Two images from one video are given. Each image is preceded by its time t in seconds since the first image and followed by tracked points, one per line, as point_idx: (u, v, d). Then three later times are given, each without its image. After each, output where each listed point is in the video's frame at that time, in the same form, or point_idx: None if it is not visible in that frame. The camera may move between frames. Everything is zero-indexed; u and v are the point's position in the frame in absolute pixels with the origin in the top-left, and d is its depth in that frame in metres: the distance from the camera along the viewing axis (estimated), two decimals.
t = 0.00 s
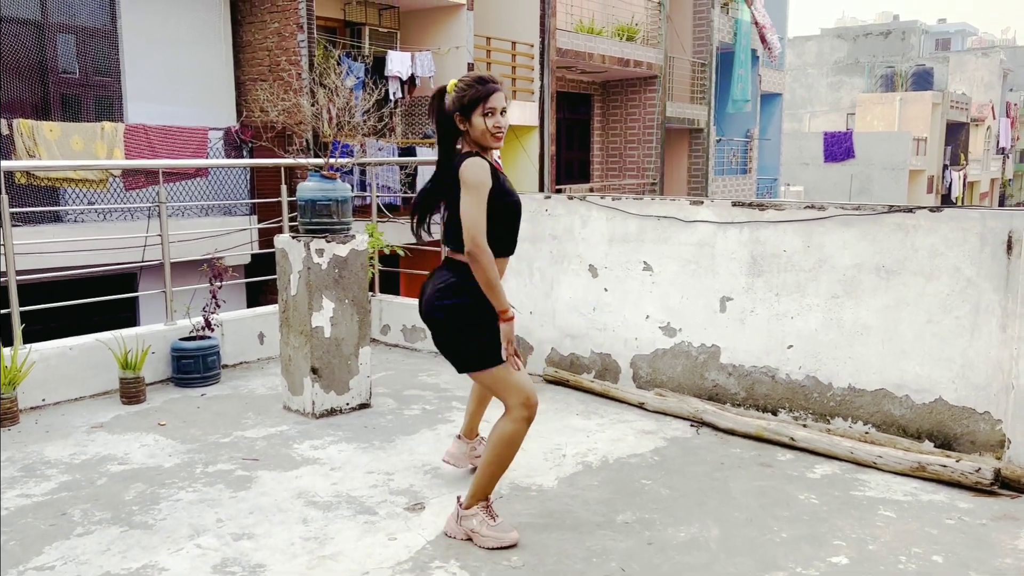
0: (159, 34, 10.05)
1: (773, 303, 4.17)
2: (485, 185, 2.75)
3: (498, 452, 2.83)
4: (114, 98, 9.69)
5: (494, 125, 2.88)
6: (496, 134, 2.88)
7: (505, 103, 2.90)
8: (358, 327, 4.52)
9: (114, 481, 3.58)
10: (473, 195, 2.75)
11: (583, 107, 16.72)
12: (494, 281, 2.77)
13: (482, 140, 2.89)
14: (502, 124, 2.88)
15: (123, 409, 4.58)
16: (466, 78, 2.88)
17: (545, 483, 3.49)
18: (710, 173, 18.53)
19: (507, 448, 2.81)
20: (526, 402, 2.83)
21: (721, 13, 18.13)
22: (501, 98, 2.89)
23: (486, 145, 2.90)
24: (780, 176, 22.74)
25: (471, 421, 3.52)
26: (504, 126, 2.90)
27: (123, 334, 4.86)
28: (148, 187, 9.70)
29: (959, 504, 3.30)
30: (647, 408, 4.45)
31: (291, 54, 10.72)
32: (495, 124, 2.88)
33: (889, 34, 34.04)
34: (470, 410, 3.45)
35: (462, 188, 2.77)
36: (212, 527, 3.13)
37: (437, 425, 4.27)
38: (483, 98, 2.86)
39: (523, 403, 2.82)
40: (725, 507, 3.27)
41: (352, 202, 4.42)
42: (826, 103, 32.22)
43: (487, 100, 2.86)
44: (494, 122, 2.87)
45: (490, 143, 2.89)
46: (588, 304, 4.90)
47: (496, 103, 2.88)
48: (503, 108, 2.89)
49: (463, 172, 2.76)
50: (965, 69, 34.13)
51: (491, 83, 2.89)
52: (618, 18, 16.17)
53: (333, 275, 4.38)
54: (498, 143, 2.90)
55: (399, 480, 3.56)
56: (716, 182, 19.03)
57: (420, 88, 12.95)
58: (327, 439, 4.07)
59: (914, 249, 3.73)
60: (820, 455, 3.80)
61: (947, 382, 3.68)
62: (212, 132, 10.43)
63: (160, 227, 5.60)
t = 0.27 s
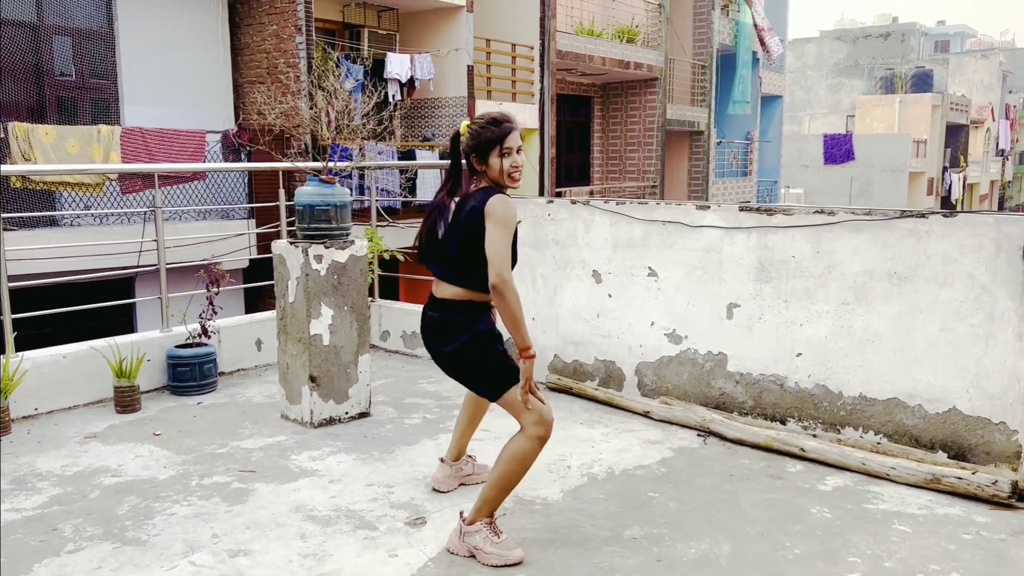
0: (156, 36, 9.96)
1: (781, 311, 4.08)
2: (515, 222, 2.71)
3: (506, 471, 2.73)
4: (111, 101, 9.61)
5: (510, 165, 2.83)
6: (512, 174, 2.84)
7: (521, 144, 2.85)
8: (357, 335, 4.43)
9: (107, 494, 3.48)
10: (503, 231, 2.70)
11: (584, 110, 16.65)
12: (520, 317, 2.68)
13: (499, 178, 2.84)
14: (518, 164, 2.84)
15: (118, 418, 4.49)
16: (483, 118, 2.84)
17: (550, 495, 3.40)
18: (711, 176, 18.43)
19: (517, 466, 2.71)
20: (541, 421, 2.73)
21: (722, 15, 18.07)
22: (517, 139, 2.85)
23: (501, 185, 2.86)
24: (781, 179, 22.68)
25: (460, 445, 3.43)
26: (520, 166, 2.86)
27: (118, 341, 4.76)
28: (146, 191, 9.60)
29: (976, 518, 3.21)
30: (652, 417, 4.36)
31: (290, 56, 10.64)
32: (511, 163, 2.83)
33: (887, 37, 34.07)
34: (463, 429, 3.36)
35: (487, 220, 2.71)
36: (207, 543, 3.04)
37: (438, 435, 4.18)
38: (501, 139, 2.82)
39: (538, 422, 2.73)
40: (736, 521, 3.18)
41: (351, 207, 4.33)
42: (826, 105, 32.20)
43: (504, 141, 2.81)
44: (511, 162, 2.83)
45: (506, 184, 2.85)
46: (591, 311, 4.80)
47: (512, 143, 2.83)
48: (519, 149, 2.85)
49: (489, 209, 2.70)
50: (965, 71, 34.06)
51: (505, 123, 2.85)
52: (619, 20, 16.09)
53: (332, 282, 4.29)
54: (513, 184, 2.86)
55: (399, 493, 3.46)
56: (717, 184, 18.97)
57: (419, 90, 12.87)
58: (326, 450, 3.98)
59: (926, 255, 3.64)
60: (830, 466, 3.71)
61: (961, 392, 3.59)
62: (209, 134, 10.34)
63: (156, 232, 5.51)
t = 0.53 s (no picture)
0: (153, 36, 9.85)
1: (793, 314, 3.98)
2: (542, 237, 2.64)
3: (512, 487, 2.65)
4: (107, 101, 9.52)
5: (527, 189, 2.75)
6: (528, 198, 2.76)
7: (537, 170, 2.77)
8: (358, 339, 4.32)
9: (100, 505, 3.38)
10: (531, 248, 2.63)
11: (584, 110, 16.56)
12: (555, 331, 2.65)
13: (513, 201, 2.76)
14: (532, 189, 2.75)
15: (112, 425, 4.38)
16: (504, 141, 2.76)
17: (556, 506, 3.29)
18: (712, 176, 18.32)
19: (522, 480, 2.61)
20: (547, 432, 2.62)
21: (723, 15, 17.97)
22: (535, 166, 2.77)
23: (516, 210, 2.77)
24: (782, 179, 22.59)
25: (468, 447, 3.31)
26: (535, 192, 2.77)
27: (112, 346, 4.66)
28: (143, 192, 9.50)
29: (998, 529, 3.11)
30: (659, 423, 4.26)
31: (289, 56, 10.54)
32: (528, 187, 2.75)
33: (887, 36, 33.97)
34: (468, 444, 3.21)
35: (514, 242, 2.64)
36: (203, 557, 2.93)
37: (441, 442, 4.07)
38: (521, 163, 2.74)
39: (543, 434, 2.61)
40: (750, 533, 3.08)
41: (351, 209, 4.23)
42: (826, 106, 32.13)
43: (522, 167, 2.73)
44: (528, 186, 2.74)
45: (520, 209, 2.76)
46: (596, 314, 4.70)
47: (531, 169, 2.75)
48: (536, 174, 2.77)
49: (511, 231, 2.63)
50: (965, 71, 33.85)
51: (524, 147, 2.76)
52: (620, 20, 15.99)
53: (332, 285, 4.18)
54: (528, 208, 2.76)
55: (401, 503, 3.36)
56: (718, 185, 18.88)
57: (419, 90, 12.77)
58: (326, 458, 3.87)
59: (943, 257, 3.54)
60: (844, 474, 3.61)
61: (979, 398, 3.49)
62: (207, 135, 10.22)
63: (152, 233, 5.40)
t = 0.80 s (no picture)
0: (151, 36, 9.78)
1: (800, 316, 3.91)
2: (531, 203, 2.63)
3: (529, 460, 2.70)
4: (106, 101, 9.45)
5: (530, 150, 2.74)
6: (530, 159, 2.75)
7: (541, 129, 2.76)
8: (358, 342, 4.25)
9: (95, 512, 3.31)
10: (519, 212, 2.62)
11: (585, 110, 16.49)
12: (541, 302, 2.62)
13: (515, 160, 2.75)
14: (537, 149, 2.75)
15: (109, 429, 4.32)
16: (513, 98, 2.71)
17: (561, 512, 3.23)
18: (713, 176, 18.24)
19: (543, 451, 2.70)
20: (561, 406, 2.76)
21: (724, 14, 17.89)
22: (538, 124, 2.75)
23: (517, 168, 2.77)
24: (783, 179, 22.53)
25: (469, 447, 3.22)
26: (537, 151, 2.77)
27: (108, 348, 4.59)
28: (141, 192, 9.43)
29: (1012, 536, 3.04)
30: (664, 427, 4.19)
31: (288, 55, 10.46)
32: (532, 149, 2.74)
33: (890, 35, 32.94)
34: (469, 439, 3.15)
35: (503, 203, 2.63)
36: (199, 566, 2.86)
37: (442, 446, 4.01)
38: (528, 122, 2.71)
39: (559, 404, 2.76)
40: (758, 540, 3.01)
41: (350, 209, 4.17)
42: (827, 105, 32.06)
43: (533, 126, 2.72)
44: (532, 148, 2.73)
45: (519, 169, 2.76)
46: (600, 316, 4.63)
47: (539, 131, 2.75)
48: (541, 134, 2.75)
49: (506, 189, 2.62)
50: (965, 71, 33.37)
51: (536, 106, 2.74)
52: (621, 20, 15.91)
53: (331, 287, 4.12)
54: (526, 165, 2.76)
55: (403, 510, 3.30)
56: (719, 185, 18.81)
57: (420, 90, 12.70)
58: (325, 463, 3.80)
59: (955, 258, 3.48)
60: (853, 480, 3.55)
61: (992, 402, 3.42)
62: (206, 135, 10.14)
63: (150, 234, 5.33)
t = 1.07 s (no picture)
0: (151, 34, 9.74)
1: (806, 315, 3.85)
2: (543, 228, 2.57)
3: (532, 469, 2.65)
4: (105, 100, 9.40)
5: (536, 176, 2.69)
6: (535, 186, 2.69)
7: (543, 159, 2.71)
8: (357, 342, 4.20)
9: (90, 514, 3.26)
10: (531, 238, 2.56)
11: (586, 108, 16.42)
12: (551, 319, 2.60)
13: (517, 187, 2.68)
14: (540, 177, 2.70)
15: (106, 430, 4.27)
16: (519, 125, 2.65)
17: (563, 515, 3.17)
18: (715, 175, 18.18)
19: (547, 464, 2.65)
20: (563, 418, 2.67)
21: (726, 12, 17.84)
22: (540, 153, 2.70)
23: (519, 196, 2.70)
24: (785, 178, 22.48)
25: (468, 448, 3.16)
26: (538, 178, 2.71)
27: (105, 349, 4.53)
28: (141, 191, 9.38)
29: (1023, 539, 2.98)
30: (667, 427, 4.14)
31: (288, 53, 10.42)
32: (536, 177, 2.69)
33: (892, 34, 33.04)
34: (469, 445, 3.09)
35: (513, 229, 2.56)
36: (195, 571, 2.81)
37: (443, 448, 3.95)
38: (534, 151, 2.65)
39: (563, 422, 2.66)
40: (764, 543, 2.95)
41: (350, 207, 4.11)
42: (829, 104, 32.03)
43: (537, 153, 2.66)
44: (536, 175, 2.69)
45: (523, 196, 2.69)
46: (602, 315, 4.58)
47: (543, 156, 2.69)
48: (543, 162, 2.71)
49: (515, 216, 2.55)
50: (968, 69, 33.44)
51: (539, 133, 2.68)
52: (623, 18, 15.85)
53: (330, 287, 4.06)
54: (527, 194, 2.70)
55: (402, 512, 3.24)
56: (721, 184, 18.75)
57: (420, 88, 12.64)
58: (324, 465, 3.75)
59: (963, 256, 3.42)
60: (860, 481, 3.49)
61: (1001, 402, 3.37)
62: (205, 134, 10.09)
63: (148, 233, 5.28)
